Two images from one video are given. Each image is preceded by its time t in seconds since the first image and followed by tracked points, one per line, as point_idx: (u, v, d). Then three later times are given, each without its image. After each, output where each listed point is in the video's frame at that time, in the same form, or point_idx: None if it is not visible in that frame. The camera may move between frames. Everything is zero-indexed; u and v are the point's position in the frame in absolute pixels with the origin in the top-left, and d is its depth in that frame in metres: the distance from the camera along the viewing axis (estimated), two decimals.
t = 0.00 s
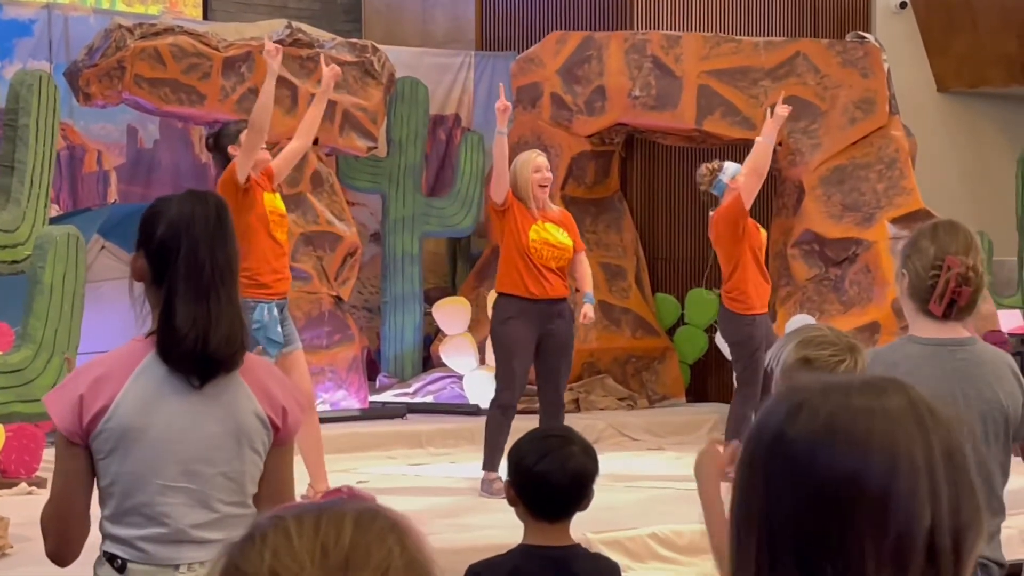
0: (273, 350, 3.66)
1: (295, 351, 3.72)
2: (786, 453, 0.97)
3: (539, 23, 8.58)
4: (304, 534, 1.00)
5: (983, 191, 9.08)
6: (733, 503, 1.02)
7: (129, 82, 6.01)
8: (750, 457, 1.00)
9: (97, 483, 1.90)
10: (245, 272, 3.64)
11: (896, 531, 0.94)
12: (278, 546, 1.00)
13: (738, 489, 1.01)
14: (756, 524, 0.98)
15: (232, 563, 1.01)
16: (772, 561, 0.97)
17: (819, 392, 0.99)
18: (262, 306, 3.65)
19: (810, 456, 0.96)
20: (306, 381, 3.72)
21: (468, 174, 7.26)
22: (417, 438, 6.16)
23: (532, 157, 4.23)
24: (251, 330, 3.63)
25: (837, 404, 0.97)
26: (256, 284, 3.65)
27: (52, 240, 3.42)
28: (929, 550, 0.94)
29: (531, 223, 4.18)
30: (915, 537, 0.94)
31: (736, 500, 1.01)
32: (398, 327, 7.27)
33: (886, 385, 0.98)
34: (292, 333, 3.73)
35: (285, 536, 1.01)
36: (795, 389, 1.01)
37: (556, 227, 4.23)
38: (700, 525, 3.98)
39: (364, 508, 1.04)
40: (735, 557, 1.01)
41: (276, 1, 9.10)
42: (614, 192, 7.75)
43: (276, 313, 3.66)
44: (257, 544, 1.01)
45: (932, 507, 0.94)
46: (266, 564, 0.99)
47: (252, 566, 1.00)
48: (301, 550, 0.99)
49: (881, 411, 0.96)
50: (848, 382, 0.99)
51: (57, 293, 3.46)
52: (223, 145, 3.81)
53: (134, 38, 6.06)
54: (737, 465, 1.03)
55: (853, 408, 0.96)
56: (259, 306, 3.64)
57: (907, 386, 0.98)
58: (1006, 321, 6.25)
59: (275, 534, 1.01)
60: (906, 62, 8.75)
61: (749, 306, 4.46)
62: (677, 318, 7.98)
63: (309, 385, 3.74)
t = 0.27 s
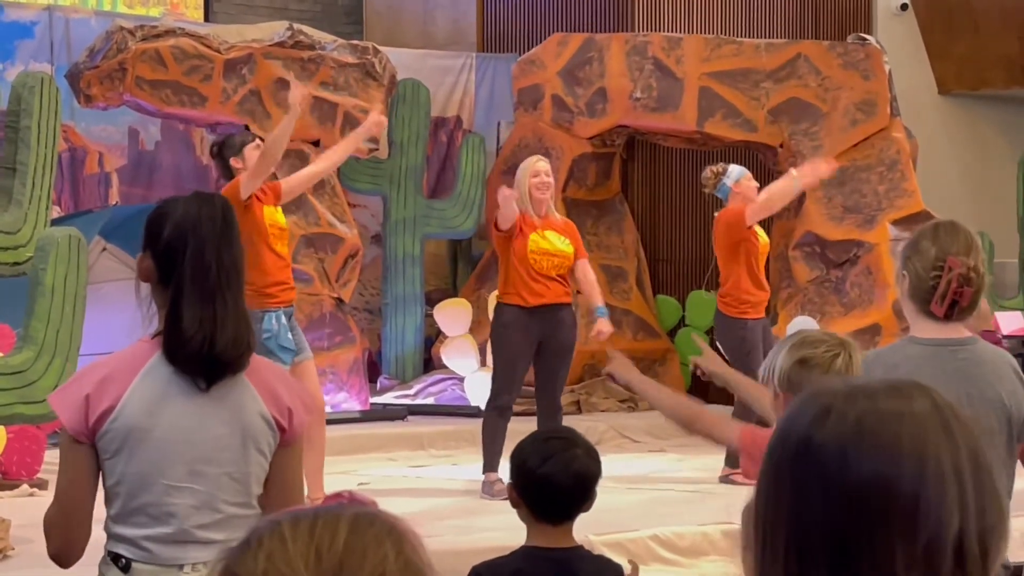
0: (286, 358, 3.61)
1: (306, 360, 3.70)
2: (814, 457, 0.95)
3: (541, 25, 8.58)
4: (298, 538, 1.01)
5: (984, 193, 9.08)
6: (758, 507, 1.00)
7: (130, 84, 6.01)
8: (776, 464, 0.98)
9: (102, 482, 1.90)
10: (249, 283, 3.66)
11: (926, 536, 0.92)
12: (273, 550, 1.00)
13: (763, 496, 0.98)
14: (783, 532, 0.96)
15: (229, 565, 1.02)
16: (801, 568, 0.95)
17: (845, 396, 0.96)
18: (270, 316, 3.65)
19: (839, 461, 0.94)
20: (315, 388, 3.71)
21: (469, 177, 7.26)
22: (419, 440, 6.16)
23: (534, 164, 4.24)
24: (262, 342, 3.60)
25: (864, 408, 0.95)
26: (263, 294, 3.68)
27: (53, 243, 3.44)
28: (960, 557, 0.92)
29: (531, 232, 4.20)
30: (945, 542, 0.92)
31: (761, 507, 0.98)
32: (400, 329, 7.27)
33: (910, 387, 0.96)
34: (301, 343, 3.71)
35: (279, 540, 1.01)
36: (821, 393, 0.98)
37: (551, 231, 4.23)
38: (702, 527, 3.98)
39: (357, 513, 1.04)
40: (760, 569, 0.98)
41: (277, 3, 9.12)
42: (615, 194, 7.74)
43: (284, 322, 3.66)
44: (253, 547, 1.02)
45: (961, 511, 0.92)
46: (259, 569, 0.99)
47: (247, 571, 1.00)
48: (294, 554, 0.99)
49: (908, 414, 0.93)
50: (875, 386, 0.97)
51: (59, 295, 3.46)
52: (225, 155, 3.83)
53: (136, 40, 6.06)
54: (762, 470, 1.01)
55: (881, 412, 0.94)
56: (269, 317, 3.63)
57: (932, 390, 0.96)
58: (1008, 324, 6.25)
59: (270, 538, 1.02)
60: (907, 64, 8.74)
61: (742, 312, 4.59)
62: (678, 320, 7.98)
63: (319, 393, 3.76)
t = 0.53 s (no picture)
0: (283, 354, 3.74)
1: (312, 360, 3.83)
2: (822, 459, 0.94)
3: (541, 26, 8.58)
4: (310, 538, 1.00)
5: (985, 194, 9.08)
6: (763, 507, 0.99)
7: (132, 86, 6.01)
8: (783, 465, 0.97)
9: (104, 485, 1.89)
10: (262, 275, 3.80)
11: (934, 538, 0.92)
12: (285, 548, 1.00)
13: (768, 497, 0.98)
14: (790, 534, 0.95)
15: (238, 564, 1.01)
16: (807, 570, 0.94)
17: (852, 398, 0.96)
18: (275, 311, 3.75)
19: (848, 463, 0.93)
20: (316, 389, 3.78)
21: (470, 179, 7.26)
22: (420, 442, 6.16)
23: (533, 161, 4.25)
24: (262, 334, 3.72)
25: (872, 409, 0.94)
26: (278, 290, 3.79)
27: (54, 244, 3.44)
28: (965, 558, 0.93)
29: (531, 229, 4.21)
30: (953, 544, 0.92)
31: (766, 507, 0.98)
32: (400, 330, 7.26)
33: (916, 389, 0.95)
34: (311, 343, 3.82)
35: (291, 538, 1.01)
36: (827, 394, 0.98)
37: (551, 228, 4.24)
38: (703, 529, 3.98)
39: (370, 517, 1.04)
40: (766, 569, 0.98)
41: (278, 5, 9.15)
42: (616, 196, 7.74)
43: (288, 319, 3.75)
44: (262, 547, 1.01)
45: (968, 513, 0.92)
46: (271, 567, 0.99)
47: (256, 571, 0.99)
48: (306, 554, 0.99)
49: (916, 416, 0.93)
50: (880, 387, 0.96)
51: (60, 296, 3.46)
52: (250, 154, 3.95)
53: (137, 42, 6.05)
54: (766, 470, 1.00)
55: (889, 414, 0.93)
56: (273, 311, 3.75)
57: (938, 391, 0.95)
58: (1009, 325, 6.25)
59: (281, 536, 1.02)
60: (907, 66, 8.74)
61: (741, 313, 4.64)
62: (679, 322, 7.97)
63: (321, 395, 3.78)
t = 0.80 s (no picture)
0: (297, 356, 3.75)
1: (338, 364, 3.82)
2: (818, 464, 0.94)
3: (541, 29, 8.58)
4: (325, 542, 0.97)
5: (985, 197, 9.08)
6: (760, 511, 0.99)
7: (132, 89, 6.01)
8: (779, 468, 0.97)
9: (104, 487, 1.89)
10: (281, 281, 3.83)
11: (930, 542, 0.92)
12: (299, 552, 0.96)
13: (765, 500, 0.98)
14: (786, 537, 0.95)
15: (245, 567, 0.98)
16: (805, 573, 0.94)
17: (848, 402, 0.96)
18: (289, 313, 3.77)
19: (844, 468, 0.93)
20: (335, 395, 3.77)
21: (470, 182, 7.24)
22: (420, 444, 6.16)
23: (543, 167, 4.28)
24: (274, 336, 3.75)
25: (867, 413, 0.94)
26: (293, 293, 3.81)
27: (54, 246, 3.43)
28: (962, 563, 0.93)
29: (533, 230, 4.22)
30: (949, 549, 0.92)
31: (763, 510, 0.98)
32: (401, 333, 7.26)
33: (912, 392, 0.95)
34: (332, 347, 3.82)
35: (305, 542, 0.97)
36: (824, 398, 0.97)
37: (555, 231, 4.23)
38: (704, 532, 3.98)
39: (385, 525, 1.01)
40: (762, 571, 0.98)
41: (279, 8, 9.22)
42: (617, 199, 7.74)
43: (303, 321, 3.77)
44: (276, 550, 0.97)
45: (964, 517, 0.92)
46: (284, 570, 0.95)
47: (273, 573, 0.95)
48: (322, 556, 0.95)
49: (911, 421, 0.93)
50: (876, 391, 0.96)
51: (61, 299, 3.47)
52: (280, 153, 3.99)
53: (137, 45, 6.05)
54: (763, 475, 0.99)
55: (885, 418, 0.93)
56: (286, 313, 3.77)
57: (934, 395, 0.95)
58: (1009, 328, 6.24)
59: (294, 539, 0.98)
60: (908, 69, 8.75)
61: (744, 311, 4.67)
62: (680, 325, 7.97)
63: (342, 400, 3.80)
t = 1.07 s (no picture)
0: (307, 361, 3.75)
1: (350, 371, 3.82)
2: (812, 466, 0.94)
3: (542, 32, 8.58)
4: (344, 547, 0.95)
5: (986, 200, 9.08)
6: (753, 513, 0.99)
7: (133, 92, 6.01)
8: (772, 471, 0.97)
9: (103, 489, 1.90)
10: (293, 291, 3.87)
11: (922, 546, 0.92)
12: (317, 554, 0.94)
13: (757, 503, 0.98)
14: (779, 539, 0.95)
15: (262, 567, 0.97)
16: None
17: (842, 405, 0.96)
18: (298, 320, 3.78)
19: (838, 472, 0.93)
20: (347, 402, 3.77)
21: (471, 184, 7.24)
22: (420, 447, 6.15)
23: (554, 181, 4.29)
24: (284, 343, 3.76)
25: (860, 417, 0.94)
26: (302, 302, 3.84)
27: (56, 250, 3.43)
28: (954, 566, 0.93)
29: (536, 249, 4.23)
30: (941, 553, 0.92)
31: (755, 512, 0.98)
32: (402, 336, 7.26)
33: (906, 396, 0.95)
34: (344, 354, 3.82)
35: (321, 545, 0.96)
36: (818, 401, 0.97)
37: (557, 252, 4.22)
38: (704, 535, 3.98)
39: (404, 530, 0.99)
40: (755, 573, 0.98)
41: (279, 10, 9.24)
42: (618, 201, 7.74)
43: (312, 328, 3.77)
44: (293, 553, 0.96)
45: (957, 522, 0.92)
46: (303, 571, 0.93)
47: None
48: (340, 562, 0.94)
49: (905, 426, 0.93)
50: (870, 395, 0.96)
51: (62, 302, 3.47)
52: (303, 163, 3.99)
53: (138, 48, 6.05)
54: (756, 477, 0.99)
55: (878, 423, 0.93)
56: (295, 321, 3.78)
57: (928, 400, 0.95)
58: (1010, 331, 6.24)
59: (311, 541, 0.97)
60: (908, 72, 8.75)
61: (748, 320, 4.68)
62: (681, 328, 7.97)
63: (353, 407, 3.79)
